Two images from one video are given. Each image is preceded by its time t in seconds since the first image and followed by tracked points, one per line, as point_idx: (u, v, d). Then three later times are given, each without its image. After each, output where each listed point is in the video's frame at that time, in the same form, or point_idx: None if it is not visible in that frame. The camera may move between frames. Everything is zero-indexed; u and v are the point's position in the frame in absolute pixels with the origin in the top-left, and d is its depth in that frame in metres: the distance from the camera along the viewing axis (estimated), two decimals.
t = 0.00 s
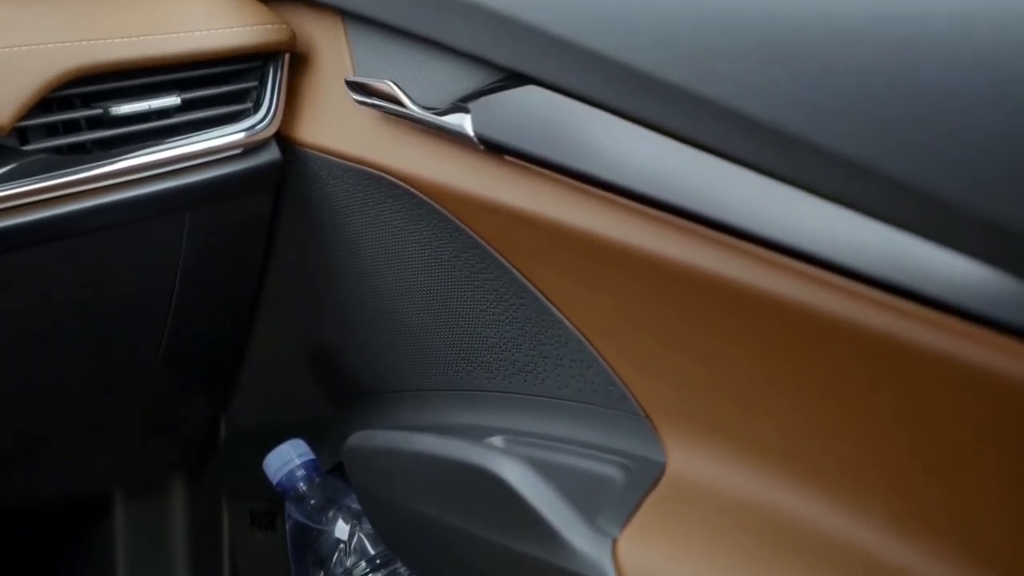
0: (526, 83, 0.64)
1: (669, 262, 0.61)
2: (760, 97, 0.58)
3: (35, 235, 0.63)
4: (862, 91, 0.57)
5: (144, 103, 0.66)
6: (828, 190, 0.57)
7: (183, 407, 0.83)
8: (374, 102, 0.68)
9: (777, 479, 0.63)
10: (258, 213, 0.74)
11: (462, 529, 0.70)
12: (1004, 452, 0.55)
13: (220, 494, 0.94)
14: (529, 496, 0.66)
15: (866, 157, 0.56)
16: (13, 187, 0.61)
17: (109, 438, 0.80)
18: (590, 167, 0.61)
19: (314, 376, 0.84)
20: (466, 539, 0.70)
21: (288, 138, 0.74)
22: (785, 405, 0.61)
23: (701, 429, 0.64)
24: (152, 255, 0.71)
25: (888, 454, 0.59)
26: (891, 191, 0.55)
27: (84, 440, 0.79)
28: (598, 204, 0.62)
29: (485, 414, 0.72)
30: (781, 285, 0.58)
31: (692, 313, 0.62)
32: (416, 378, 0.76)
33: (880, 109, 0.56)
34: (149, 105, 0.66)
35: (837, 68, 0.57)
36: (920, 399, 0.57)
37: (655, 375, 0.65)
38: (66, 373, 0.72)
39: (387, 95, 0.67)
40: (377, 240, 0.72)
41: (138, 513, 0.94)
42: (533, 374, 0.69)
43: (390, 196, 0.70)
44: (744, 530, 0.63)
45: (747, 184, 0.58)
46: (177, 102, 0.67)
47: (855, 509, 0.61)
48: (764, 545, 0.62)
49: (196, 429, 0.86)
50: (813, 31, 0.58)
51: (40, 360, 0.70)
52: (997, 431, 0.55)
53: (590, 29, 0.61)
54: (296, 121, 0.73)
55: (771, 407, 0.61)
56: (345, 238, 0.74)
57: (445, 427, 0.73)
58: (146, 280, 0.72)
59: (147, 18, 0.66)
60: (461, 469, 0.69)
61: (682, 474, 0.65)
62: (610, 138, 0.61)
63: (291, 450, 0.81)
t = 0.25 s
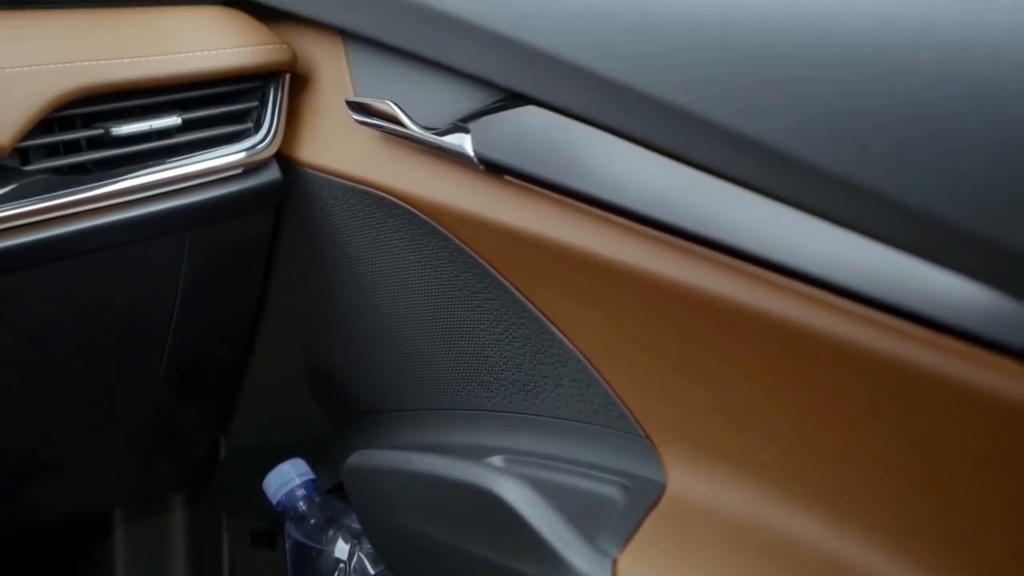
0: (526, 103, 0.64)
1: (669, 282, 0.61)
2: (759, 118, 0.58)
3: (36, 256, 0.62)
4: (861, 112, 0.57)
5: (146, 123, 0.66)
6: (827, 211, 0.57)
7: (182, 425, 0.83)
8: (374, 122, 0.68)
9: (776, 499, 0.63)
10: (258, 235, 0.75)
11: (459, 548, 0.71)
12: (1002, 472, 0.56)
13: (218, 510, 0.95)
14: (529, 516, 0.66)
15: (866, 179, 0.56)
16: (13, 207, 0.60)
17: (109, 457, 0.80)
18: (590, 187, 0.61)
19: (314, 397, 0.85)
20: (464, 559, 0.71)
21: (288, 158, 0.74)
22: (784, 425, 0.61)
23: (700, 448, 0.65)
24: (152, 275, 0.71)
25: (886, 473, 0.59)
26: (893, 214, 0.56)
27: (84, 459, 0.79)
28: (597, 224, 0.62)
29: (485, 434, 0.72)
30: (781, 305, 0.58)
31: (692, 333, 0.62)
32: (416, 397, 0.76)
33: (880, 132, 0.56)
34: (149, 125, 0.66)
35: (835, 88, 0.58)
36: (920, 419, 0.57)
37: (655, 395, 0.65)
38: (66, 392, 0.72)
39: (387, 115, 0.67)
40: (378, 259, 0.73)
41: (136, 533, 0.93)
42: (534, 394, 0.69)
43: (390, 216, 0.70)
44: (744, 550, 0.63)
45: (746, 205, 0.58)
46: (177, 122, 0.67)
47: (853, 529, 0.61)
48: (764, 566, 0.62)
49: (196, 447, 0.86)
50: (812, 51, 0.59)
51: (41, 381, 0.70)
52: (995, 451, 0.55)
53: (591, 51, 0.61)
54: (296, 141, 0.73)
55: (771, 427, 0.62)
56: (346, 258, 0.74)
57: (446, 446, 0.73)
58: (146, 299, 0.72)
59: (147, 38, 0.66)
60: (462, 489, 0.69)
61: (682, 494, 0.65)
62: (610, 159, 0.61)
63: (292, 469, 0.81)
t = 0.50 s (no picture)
0: (526, 119, 0.64)
1: (669, 298, 0.61)
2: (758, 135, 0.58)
3: (35, 272, 0.62)
4: (860, 129, 0.57)
5: (146, 139, 0.66)
6: (826, 227, 0.57)
7: (182, 439, 0.83)
8: (374, 138, 0.68)
9: (775, 515, 0.63)
10: (258, 250, 0.75)
11: (458, 565, 0.72)
12: (1001, 489, 0.56)
13: (219, 526, 0.95)
14: (529, 532, 0.67)
15: (864, 196, 0.56)
16: (13, 224, 0.60)
17: (109, 471, 0.80)
18: (590, 203, 0.62)
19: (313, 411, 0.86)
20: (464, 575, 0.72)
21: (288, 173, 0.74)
22: (784, 441, 0.61)
23: (699, 465, 0.65)
24: (152, 291, 0.71)
25: (885, 490, 0.59)
26: (891, 231, 0.56)
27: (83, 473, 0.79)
28: (597, 240, 0.62)
29: (484, 450, 0.72)
30: (781, 322, 0.58)
31: (692, 350, 0.62)
32: (416, 413, 0.76)
33: (878, 148, 0.57)
34: (149, 141, 0.66)
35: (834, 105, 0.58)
36: (919, 436, 0.57)
37: (654, 411, 0.65)
38: (66, 407, 0.72)
39: (387, 131, 0.68)
40: (378, 276, 0.73)
41: (137, 547, 0.94)
42: (534, 410, 0.70)
43: (390, 232, 0.70)
44: (744, 567, 0.63)
45: (745, 220, 0.58)
46: (177, 138, 0.67)
47: (853, 546, 0.61)
48: None
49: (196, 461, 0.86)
50: (811, 68, 0.59)
51: (40, 396, 0.70)
52: (994, 468, 0.55)
53: (590, 67, 0.62)
54: (296, 157, 0.74)
55: (769, 444, 0.62)
56: (347, 274, 0.74)
57: (446, 463, 0.74)
58: (147, 314, 0.72)
59: (148, 54, 0.67)
60: (462, 505, 0.70)
61: (682, 510, 0.65)
62: (609, 175, 0.61)
63: (291, 485, 0.82)
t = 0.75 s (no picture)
0: (526, 139, 0.65)
1: (669, 319, 0.61)
2: (757, 156, 0.58)
3: (36, 292, 0.62)
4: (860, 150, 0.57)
5: (147, 160, 0.66)
6: (826, 248, 0.57)
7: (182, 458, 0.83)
8: (374, 157, 0.69)
9: (776, 536, 0.63)
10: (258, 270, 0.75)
11: None
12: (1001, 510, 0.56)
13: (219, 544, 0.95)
14: (529, 552, 0.68)
15: (862, 217, 0.56)
16: (14, 244, 0.60)
17: (109, 490, 0.80)
18: (589, 223, 0.62)
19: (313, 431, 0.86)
20: None
21: (288, 193, 0.75)
22: (783, 462, 0.61)
23: (699, 485, 0.65)
24: (153, 311, 0.71)
25: (885, 511, 0.59)
26: (891, 252, 0.56)
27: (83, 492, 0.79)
28: (597, 261, 0.63)
29: (485, 470, 0.73)
30: (781, 343, 0.58)
31: (691, 370, 0.62)
32: (418, 433, 0.77)
33: (877, 169, 0.56)
34: (150, 161, 0.66)
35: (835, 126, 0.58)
36: (919, 456, 0.57)
37: (654, 432, 0.65)
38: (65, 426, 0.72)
39: (387, 151, 0.68)
40: (378, 296, 0.73)
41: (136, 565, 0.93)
42: (534, 429, 0.70)
43: (390, 252, 0.71)
44: None
45: (744, 241, 0.59)
46: (178, 158, 0.68)
47: (853, 567, 0.61)
48: None
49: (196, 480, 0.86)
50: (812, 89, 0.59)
51: (40, 416, 0.70)
52: (996, 489, 0.56)
53: (590, 88, 0.62)
54: (296, 177, 0.74)
55: (769, 465, 0.62)
56: (348, 294, 0.75)
57: (447, 482, 0.74)
58: (147, 334, 0.72)
59: (148, 75, 0.67)
60: (463, 524, 0.70)
61: (682, 531, 0.65)
62: (608, 195, 0.62)
63: (292, 504, 0.82)
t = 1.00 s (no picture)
0: (526, 159, 0.65)
1: (668, 338, 0.61)
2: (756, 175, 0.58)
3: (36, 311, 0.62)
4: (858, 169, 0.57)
5: (148, 179, 0.66)
6: (824, 268, 0.57)
7: (181, 476, 0.83)
8: (374, 177, 0.69)
9: (776, 555, 0.63)
10: (258, 289, 0.76)
11: None
12: (999, 530, 0.56)
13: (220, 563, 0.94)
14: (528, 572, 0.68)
15: (861, 238, 0.56)
16: (14, 263, 0.60)
17: (109, 509, 0.80)
18: (589, 242, 0.62)
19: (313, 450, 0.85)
20: None
21: (288, 213, 0.75)
22: (783, 482, 0.61)
23: (698, 504, 0.65)
24: (153, 330, 0.71)
25: (885, 531, 0.59)
26: (890, 272, 0.56)
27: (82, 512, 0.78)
28: (596, 281, 0.63)
29: (486, 489, 0.73)
30: (780, 363, 0.58)
31: (690, 390, 0.62)
32: (417, 452, 0.77)
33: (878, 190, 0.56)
34: (150, 181, 0.67)
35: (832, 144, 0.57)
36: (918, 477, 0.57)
37: (654, 451, 0.65)
38: (65, 446, 0.72)
39: (387, 170, 0.68)
40: (378, 316, 0.74)
41: None
42: (534, 448, 0.70)
43: (390, 271, 0.71)
44: None
45: (742, 261, 0.59)
46: (178, 177, 0.68)
47: None
48: None
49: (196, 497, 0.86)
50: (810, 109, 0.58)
51: (40, 436, 0.70)
52: (993, 509, 0.55)
53: (588, 107, 0.62)
54: (296, 197, 0.74)
55: (768, 485, 0.62)
56: (348, 313, 0.75)
57: (447, 501, 0.74)
58: (147, 353, 0.72)
59: (149, 95, 0.67)
60: (461, 543, 0.70)
61: (682, 550, 0.65)
62: (607, 215, 0.62)
63: (291, 524, 0.82)
